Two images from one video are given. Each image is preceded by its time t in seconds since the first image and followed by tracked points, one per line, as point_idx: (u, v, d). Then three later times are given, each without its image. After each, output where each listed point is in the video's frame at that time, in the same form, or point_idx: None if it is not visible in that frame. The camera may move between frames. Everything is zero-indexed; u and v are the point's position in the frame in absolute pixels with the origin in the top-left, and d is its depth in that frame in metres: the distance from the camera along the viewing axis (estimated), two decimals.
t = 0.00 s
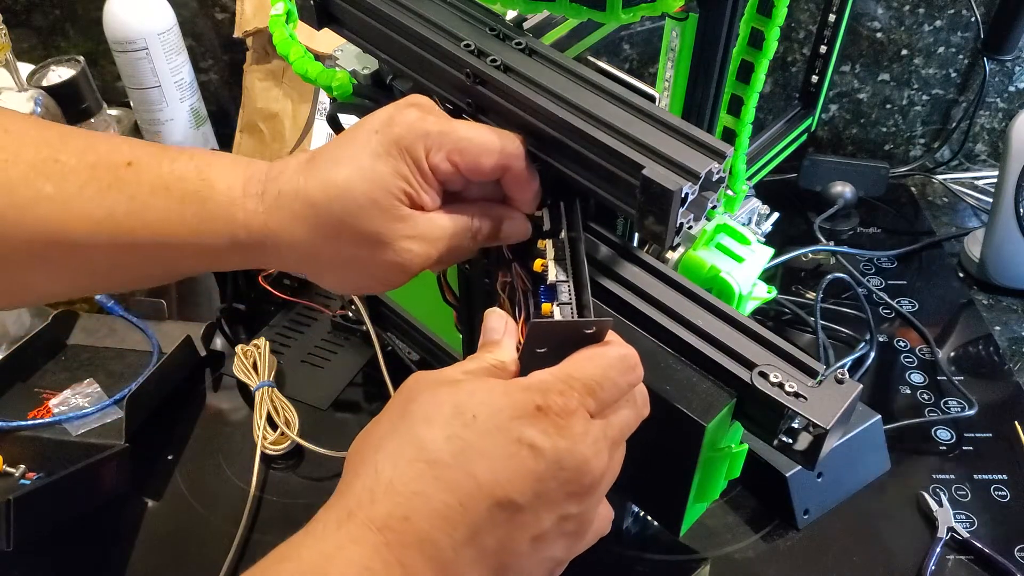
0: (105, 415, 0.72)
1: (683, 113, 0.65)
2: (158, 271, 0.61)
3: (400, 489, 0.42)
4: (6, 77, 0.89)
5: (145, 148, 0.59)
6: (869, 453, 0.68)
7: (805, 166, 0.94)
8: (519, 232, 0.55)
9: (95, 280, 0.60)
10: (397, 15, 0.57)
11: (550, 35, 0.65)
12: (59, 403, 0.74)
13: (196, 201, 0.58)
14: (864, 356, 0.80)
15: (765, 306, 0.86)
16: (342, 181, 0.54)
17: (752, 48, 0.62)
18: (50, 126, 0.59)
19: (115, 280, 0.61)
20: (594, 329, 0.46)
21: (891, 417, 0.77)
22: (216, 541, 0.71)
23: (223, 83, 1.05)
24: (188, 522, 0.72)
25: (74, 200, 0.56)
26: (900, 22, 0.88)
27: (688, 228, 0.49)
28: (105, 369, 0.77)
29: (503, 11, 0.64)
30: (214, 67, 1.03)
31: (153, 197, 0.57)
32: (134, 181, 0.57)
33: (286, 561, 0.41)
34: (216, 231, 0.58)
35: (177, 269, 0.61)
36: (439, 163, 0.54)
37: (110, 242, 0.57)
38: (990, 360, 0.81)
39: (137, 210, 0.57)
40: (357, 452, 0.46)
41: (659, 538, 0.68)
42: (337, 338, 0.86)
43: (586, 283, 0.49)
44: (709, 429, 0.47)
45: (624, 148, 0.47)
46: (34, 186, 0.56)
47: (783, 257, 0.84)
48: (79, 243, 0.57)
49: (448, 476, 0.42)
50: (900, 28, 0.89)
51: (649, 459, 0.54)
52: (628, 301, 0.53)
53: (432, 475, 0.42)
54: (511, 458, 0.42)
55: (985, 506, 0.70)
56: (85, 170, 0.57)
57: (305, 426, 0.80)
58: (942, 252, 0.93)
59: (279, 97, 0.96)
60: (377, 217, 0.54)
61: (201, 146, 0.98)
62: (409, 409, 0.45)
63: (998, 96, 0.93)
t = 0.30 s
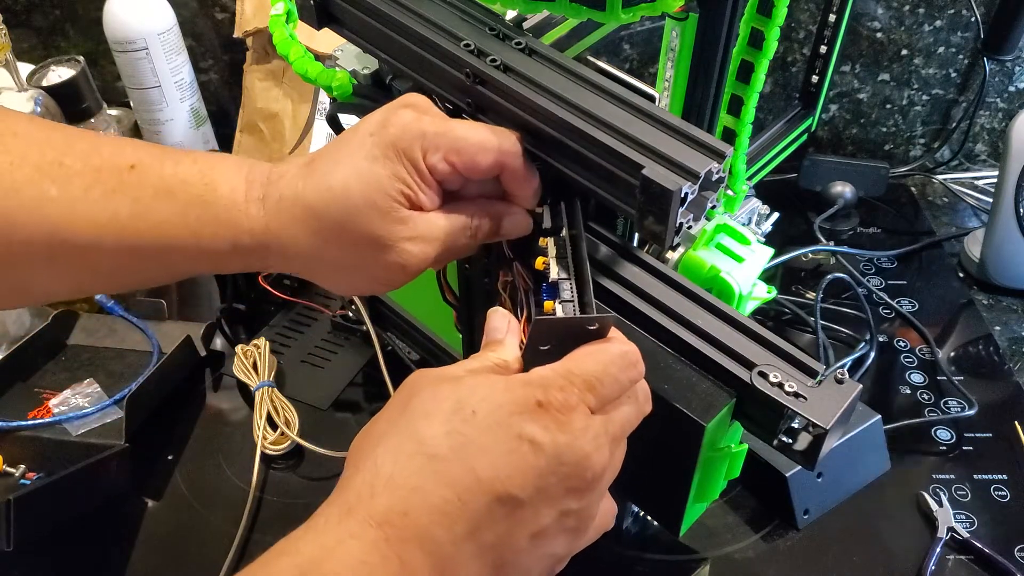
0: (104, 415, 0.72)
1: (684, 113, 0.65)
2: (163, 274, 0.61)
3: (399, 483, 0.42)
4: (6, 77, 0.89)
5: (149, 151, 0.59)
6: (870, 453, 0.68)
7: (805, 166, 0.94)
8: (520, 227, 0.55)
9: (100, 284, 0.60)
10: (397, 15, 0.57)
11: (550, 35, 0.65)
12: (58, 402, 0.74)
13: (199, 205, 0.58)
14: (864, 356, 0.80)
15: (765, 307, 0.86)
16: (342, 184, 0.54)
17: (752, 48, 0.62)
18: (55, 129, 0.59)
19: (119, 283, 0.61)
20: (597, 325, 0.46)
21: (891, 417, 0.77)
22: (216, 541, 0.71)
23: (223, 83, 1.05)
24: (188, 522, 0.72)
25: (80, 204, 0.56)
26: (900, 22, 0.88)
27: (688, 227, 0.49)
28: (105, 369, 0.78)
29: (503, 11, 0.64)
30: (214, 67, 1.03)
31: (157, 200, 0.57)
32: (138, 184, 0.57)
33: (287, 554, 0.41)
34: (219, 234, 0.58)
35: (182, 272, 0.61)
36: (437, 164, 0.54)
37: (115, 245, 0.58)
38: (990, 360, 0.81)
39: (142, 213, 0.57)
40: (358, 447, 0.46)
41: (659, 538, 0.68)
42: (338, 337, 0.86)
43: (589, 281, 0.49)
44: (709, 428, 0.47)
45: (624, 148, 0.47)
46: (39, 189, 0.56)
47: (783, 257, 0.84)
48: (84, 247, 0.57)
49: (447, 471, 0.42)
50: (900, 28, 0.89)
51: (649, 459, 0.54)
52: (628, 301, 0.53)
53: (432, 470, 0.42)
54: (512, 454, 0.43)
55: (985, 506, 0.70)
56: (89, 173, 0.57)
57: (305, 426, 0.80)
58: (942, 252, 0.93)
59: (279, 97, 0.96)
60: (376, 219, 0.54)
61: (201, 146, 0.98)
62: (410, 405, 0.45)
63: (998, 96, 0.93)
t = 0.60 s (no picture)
0: (105, 415, 0.72)
1: (684, 113, 0.65)
2: (163, 268, 0.61)
3: (397, 481, 0.42)
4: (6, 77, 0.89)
5: (151, 143, 0.59)
6: (868, 452, 0.68)
7: (805, 166, 0.95)
8: (517, 232, 0.55)
9: (101, 276, 0.61)
10: (397, 15, 0.57)
11: (550, 34, 0.65)
12: (59, 402, 0.74)
13: (199, 200, 0.58)
14: (864, 356, 0.80)
15: (765, 307, 0.86)
16: (338, 185, 0.55)
17: (752, 48, 0.62)
18: (58, 123, 0.58)
19: (121, 276, 0.61)
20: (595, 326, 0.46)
21: (891, 417, 0.77)
22: (216, 540, 0.71)
23: (223, 83, 1.05)
24: (188, 522, 0.72)
25: (83, 197, 0.56)
26: (900, 22, 0.88)
27: (688, 227, 0.49)
28: (105, 369, 0.78)
29: (503, 10, 0.64)
30: (214, 67, 1.03)
31: (159, 193, 0.58)
32: (141, 177, 0.57)
33: (283, 553, 0.41)
34: (219, 229, 0.58)
35: (180, 266, 0.61)
36: (432, 167, 0.53)
37: (117, 238, 0.58)
38: (990, 360, 0.81)
39: (144, 207, 0.57)
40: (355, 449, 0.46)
41: (660, 538, 0.68)
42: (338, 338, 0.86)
43: (586, 282, 0.49)
44: (709, 428, 0.47)
45: (624, 148, 0.47)
46: (46, 181, 0.56)
47: (783, 257, 0.83)
48: (86, 239, 0.57)
49: (445, 468, 0.42)
50: (900, 28, 0.89)
51: (649, 459, 0.54)
52: (627, 301, 0.53)
53: (429, 467, 0.42)
54: (510, 452, 0.43)
55: (985, 506, 0.70)
56: (93, 167, 0.57)
57: (305, 426, 0.80)
58: (942, 252, 0.93)
59: (279, 97, 0.96)
60: (370, 218, 0.55)
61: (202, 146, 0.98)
62: (408, 403, 0.45)
63: (998, 96, 0.93)
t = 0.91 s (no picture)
0: (105, 415, 0.72)
1: (684, 112, 0.64)
2: (159, 273, 0.61)
3: (400, 467, 0.42)
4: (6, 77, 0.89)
5: (145, 151, 0.59)
6: (869, 452, 0.68)
7: (805, 166, 0.94)
8: (514, 220, 0.55)
9: (97, 281, 0.61)
10: (397, 14, 0.57)
11: (549, 34, 0.65)
12: (58, 402, 0.74)
13: (191, 209, 0.58)
14: (864, 356, 0.80)
15: (766, 307, 0.86)
16: (333, 183, 0.55)
17: (752, 48, 0.61)
18: (56, 127, 0.59)
19: (116, 282, 0.61)
20: (608, 317, 0.45)
21: (892, 417, 0.77)
22: (215, 540, 0.71)
23: (223, 83, 1.05)
24: (188, 522, 0.72)
25: (76, 202, 0.57)
26: (900, 22, 0.88)
27: (687, 227, 0.49)
28: (105, 369, 0.78)
29: (502, 10, 0.64)
30: (214, 67, 1.03)
31: (152, 203, 0.57)
32: (133, 186, 0.57)
33: (283, 537, 0.41)
34: (213, 237, 0.58)
35: (177, 271, 0.61)
36: (422, 158, 0.53)
37: (111, 243, 0.58)
38: (990, 360, 0.81)
39: (137, 215, 0.57)
40: (358, 428, 0.46)
41: (659, 538, 0.68)
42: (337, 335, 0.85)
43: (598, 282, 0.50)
44: (709, 428, 0.47)
45: (623, 147, 0.47)
46: (35, 189, 0.56)
47: (783, 257, 0.83)
48: (81, 243, 0.57)
49: (449, 457, 0.42)
50: (900, 28, 0.89)
51: (648, 458, 0.54)
52: (627, 301, 0.53)
53: (433, 454, 0.42)
54: (513, 442, 0.43)
55: (985, 506, 0.70)
56: (86, 172, 0.57)
57: (305, 426, 0.79)
58: (942, 252, 0.92)
59: (279, 97, 0.96)
60: (367, 220, 0.55)
61: (201, 146, 0.98)
62: (413, 388, 0.45)
63: (998, 96, 0.93)
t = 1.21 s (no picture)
0: (105, 415, 0.73)
1: (684, 113, 0.64)
2: (147, 260, 0.61)
3: (382, 537, 0.41)
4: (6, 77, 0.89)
5: (128, 141, 0.59)
6: (870, 452, 0.68)
7: (805, 166, 0.94)
8: (499, 217, 0.54)
9: (89, 272, 0.62)
10: (397, 14, 0.57)
11: (549, 34, 0.65)
12: (58, 403, 0.74)
13: (176, 195, 0.59)
14: (864, 356, 0.80)
15: (766, 307, 0.86)
16: (316, 168, 0.55)
17: (752, 48, 0.61)
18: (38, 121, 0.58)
19: (105, 272, 0.62)
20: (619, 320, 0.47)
21: (892, 417, 0.77)
22: (216, 540, 0.71)
23: (223, 83, 1.05)
24: (188, 523, 0.72)
25: (62, 192, 0.57)
26: (900, 22, 0.88)
27: (687, 227, 0.49)
28: (105, 370, 0.78)
29: (502, 10, 0.64)
30: (214, 67, 1.03)
31: (136, 190, 0.58)
32: (117, 174, 0.58)
33: None
34: (198, 224, 0.59)
35: (164, 257, 0.62)
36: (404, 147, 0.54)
37: (97, 233, 0.58)
38: (990, 360, 0.81)
39: (121, 203, 0.58)
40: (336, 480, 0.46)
41: (659, 538, 0.68)
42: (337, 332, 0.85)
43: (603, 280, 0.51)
44: (708, 428, 0.47)
45: (623, 148, 0.47)
46: (22, 181, 0.56)
47: (783, 257, 0.83)
48: (68, 235, 0.58)
49: (432, 528, 0.42)
50: (900, 28, 0.89)
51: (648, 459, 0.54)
52: (627, 301, 0.53)
53: (416, 525, 0.42)
54: (496, 517, 0.42)
55: (985, 506, 0.70)
56: (71, 163, 0.57)
57: (305, 427, 0.79)
58: (942, 252, 0.92)
59: (279, 97, 0.96)
60: (349, 207, 0.55)
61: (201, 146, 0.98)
62: (396, 449, 0.44)
63: (998, 96, 0.93)
